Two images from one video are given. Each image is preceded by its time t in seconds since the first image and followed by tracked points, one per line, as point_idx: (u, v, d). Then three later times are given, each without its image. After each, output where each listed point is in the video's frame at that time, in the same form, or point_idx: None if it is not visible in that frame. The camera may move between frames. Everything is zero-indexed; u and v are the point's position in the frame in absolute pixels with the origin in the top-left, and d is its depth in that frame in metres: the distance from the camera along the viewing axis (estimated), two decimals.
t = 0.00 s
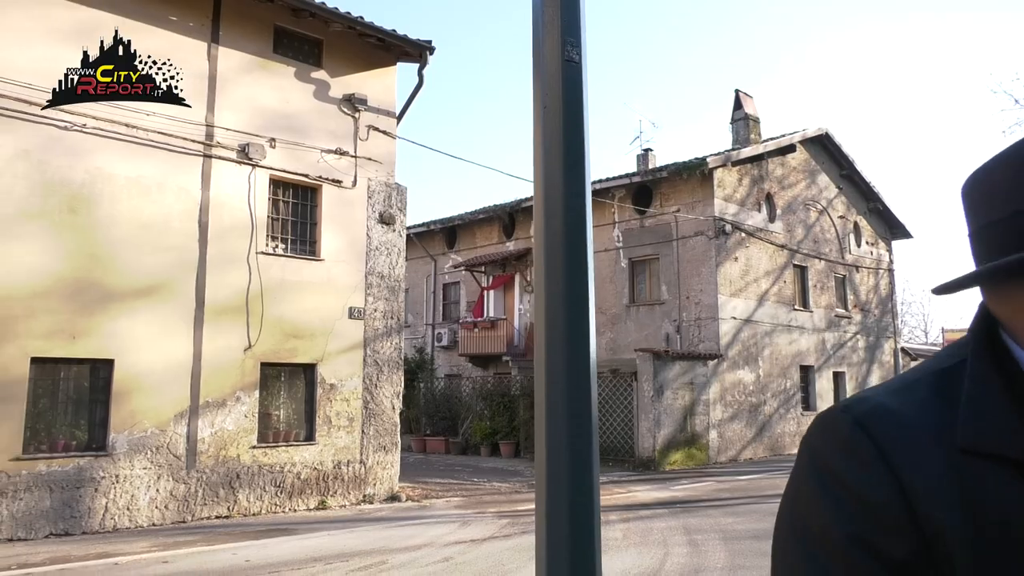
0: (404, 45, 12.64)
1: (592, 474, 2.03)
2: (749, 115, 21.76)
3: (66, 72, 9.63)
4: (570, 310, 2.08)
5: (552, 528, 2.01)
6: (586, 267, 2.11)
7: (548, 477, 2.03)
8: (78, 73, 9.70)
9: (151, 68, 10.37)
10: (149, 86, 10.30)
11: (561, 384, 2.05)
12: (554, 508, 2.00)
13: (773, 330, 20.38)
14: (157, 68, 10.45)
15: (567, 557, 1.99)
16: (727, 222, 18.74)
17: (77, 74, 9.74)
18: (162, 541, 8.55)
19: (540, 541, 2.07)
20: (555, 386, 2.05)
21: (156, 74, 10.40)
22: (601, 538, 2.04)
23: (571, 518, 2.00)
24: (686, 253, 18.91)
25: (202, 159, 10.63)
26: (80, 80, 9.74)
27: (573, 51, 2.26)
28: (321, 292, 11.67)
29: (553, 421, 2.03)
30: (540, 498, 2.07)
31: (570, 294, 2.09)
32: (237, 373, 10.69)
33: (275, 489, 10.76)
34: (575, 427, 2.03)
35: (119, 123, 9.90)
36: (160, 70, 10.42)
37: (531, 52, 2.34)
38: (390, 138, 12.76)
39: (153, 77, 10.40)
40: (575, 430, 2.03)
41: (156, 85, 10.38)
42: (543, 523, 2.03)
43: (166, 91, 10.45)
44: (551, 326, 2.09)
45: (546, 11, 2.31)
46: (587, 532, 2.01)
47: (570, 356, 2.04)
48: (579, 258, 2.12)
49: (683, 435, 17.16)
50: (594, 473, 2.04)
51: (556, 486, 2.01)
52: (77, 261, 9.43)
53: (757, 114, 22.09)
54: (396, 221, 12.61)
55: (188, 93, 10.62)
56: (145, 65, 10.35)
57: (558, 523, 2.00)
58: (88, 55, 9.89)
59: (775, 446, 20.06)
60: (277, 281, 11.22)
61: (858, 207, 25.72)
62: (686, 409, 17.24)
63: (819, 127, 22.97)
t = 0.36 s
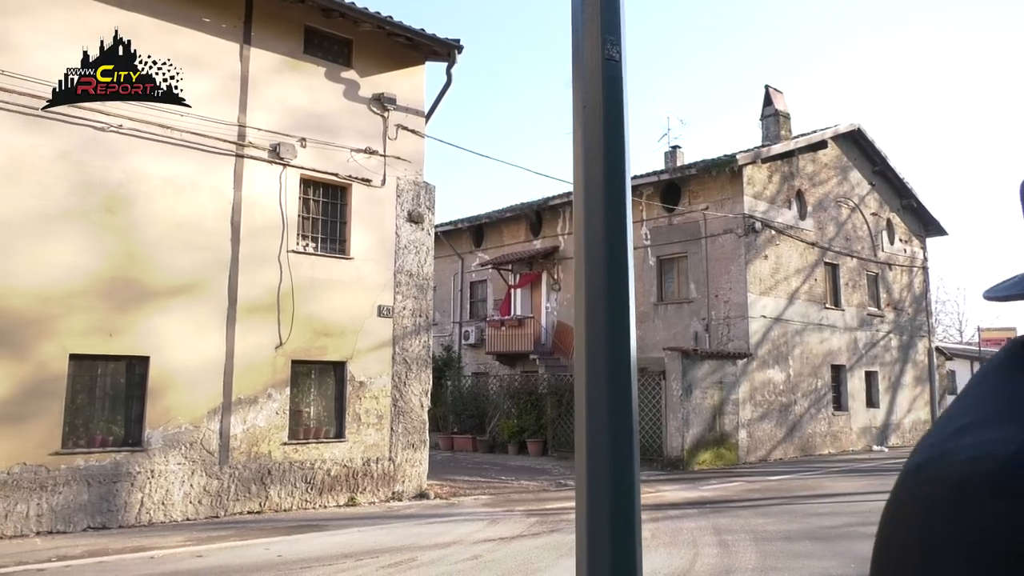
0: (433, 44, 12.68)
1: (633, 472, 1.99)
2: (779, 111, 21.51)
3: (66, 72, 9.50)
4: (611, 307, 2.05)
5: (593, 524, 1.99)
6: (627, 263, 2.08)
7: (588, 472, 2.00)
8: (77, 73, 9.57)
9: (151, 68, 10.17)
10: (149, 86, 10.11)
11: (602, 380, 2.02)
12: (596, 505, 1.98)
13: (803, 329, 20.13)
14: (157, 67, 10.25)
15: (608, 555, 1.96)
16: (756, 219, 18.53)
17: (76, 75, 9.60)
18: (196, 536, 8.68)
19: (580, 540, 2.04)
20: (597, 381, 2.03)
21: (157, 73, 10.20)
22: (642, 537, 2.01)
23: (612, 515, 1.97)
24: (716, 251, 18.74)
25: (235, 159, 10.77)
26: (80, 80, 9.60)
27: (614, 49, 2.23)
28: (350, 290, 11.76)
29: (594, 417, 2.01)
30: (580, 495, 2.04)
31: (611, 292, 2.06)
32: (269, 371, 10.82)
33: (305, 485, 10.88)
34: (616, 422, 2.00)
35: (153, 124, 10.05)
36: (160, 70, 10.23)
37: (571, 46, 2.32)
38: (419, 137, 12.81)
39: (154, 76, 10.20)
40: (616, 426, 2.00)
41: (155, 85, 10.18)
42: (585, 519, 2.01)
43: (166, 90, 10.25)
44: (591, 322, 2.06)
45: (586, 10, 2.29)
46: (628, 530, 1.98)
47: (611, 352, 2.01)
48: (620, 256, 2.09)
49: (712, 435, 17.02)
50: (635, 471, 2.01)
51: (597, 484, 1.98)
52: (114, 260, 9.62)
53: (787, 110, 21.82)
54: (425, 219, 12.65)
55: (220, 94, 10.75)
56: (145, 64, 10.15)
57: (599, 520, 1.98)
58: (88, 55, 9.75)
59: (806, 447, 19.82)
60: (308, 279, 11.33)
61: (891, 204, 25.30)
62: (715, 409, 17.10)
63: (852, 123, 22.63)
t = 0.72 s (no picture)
0: (453, 48, 12.72)
1: (660, 474, 1.82)
2: (800, 114, 21.34)
3: (66, 72, 9.45)
4: (638, 326, 1.86)
5: (619, 529, 1.82)
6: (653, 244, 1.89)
7: (613, 473, 1.83)
8: (77, 73, 9.52)
9: (151, 68, 10.10)
10: (149, 86, 10.04)
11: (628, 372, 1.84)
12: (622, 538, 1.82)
13: (825, 333, 19.94)
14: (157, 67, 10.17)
15: (634, 563, 1.80)
16: (777, 223, 18.38)
17: (76, 75, 9.54)
18: (217, 536, 8.75)
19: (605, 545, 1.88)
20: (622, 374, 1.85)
21: (157, 73, 10.12)
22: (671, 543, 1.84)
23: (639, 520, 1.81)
24: (736, 255, 18.62)
25: (256, 163, 10.87)
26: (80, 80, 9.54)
27: (641, 50, 2.05)
28: (370, 293, 11.80)
29: (619, 414, 1.83)
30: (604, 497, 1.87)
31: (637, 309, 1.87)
32: (289, 373, 10.88)
33: (325, 487, 10.94)
34: (643, 449, 1.82)
35: (177, 128, 10.17)
36: (160, 70, 10.15)
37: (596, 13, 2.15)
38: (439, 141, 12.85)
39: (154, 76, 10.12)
40: (642, 424, 1.82)
41: (156, 85, 10.09)
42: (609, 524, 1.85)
43: (166, 90, 10.16)
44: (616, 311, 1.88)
45: (612, 9, 2.11)
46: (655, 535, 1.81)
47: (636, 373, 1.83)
48: (648, 270, 1.89)
49: (732, 440, 16.89)
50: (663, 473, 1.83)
51: (622, 486, 1.82)
52: (138, 263, 9.73)
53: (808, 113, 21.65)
54: (444, 222, 12.68)
55: (243, 99, 10.86)
56: (146, 64, 10.07)
57: (626, 525, 1.81)
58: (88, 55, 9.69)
59: (827, 452, 19.60)
60: (328, 282, 11.39)
61: (914, 207, 25.00)
62: (734, 413, 16.98)
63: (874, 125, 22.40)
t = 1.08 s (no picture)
0: (476, 50, 12.74)
1: (691, 476, 1.79)
2: (827, 112, 21.07)
3: (65, 72, 9.40)
4: (667, 318, 1.83)
5: (650, 531, 1.80)
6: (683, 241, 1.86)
7: (643, 474, 1.81)
8: (77, 73, 9.47)
9: (151, 68, 10.02)
10: (149, 86, 9.96)
11: (658, 371, 1.81)
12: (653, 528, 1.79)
13: (854, 335, 19.66)
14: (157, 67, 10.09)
15: (665, 566, 1.78)
16: (804, 223, 18.17)
17: (76, 74, 9.49)
18: (245, 537, 8.84)
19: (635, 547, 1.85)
20: (652, 372, 1.82)
21: (156, 73, 10.04)
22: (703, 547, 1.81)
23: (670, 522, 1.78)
24: (762, 255, 18.43)
25: (282, 166, 10.97)
26: (80, 80, 9.50)
27: (668, 48, 2.03)
28: (395, 295, 11.85)
29: (649, 414, 1.80)
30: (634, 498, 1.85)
31: (667, 303, 1.84)
32: (315, 375, 10.96)
33: (350, 488, 11.00)
34: (674, 442, 1.79)
35: (206, 132, 10.30)
36: (160, 70, 10.07)
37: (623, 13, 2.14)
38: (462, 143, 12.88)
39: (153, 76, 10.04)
40: (673, 425, 1.79)
41: (155, 84, 10.02)
42: (639, 525, 1.82)
43: (166, 90, 10.08)
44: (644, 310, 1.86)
45: (639, 7, 2.09)
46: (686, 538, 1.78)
47: (667, 364, 1.80)
48: (676, 263, 1.86)
49: (759, 442, 16.71)
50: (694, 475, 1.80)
51: (653, 487, 1.79)
52: (169, 266, 9.87)
53: (836, 111, 21.38)
54: (468, 224, 12.70)
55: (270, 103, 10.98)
56: (145, 64, 9.99)
57: (657, 526, 1.79)
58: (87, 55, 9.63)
59: (856, 456, 19.32)
60: (353, 284, 11.46)
61: (945, 206, 24.58)
62: (761, 416, 16.80)
63: (903, 123, 22.06)
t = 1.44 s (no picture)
0: (502, 55, 12.77)
1: (724, 479, 1.76)
2: (858, 112, 20.76)
3: (66, 72, 9.38)
4: (699, 322, 1.80)
5: (682, 534, 1.78)
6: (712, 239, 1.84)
7: (675, 476, 1.79)
8: (77, 73, 9.44)
9: (151, 68, 9.95)
10: (149, 86, 9.90)
11: (689, 372, 1.79)
12: (685, 533, 1.77)
13: (887, 337, 19.33)
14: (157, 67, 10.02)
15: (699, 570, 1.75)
16: (836, 224, 17.91)
17: (76, 74, 9.47)
18: (277, 540, 8.92)
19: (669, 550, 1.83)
20: (683, 373, 1.80)
21: (157, 73, 9.97)
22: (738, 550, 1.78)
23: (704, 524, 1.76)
24: (792, 258, 18.20)
25: (311, 173, 11.08)
26: (80, 80, 9.47)
27: (698, 49, 2.00)
28: (423, 300, 11.90)
29: (679, 414, 1.78)
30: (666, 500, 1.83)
31: (698, 306, 1.81)
32: (345, 380, 11.04)
33: (380, 492, 11.05)
34: (706, 448, 1.76)
35: (237, 141, 10.45)
36: (160, 70, 10.00)
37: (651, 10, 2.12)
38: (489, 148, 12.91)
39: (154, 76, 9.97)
40: (705, 426, 1.76)
41: (155, 85, 9.95)
42: (672, 527, 1.80)
43: (167, 90, 10.01)
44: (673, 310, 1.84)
45: (668, 8, 2.07)
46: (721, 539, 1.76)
47: (699, 368, 1.77)
48: (707, 268, 1.83)
49: (791, 447, 16.49)
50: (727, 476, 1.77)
51: (685, 490, 1.77)
52: (203, 273, 10.03)
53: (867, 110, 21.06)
54: (495, 228, 12.70)
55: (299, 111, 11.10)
56: (145, 64, 9.93)
57: (690, 528, 1.76)
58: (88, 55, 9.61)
59: (891, 461, 18.97)
60: (382, 289, 11.53)
61: (981, 205, 24.09)
62: (793, 420, 16.58)
63: (937, 122, 21.66)
